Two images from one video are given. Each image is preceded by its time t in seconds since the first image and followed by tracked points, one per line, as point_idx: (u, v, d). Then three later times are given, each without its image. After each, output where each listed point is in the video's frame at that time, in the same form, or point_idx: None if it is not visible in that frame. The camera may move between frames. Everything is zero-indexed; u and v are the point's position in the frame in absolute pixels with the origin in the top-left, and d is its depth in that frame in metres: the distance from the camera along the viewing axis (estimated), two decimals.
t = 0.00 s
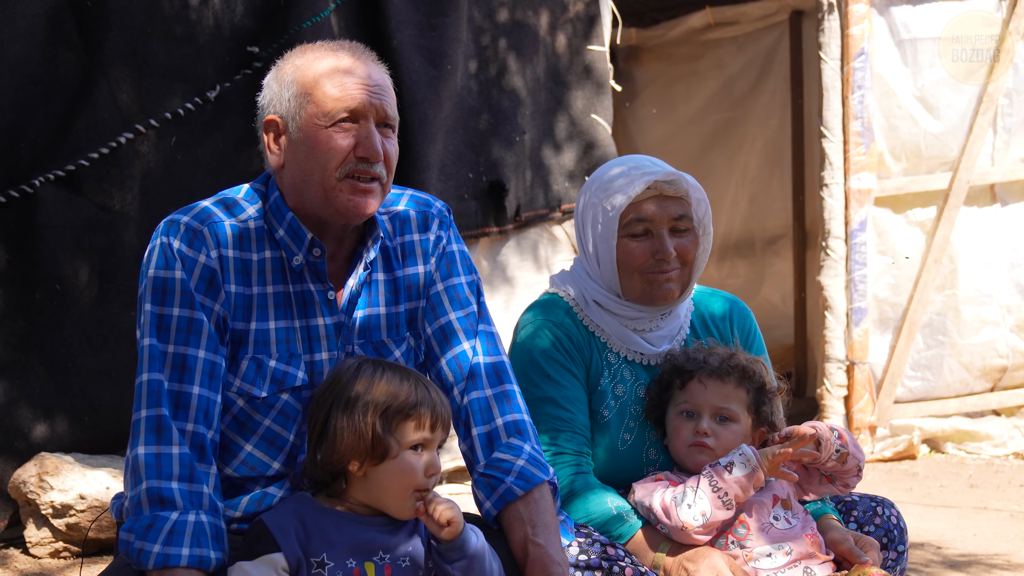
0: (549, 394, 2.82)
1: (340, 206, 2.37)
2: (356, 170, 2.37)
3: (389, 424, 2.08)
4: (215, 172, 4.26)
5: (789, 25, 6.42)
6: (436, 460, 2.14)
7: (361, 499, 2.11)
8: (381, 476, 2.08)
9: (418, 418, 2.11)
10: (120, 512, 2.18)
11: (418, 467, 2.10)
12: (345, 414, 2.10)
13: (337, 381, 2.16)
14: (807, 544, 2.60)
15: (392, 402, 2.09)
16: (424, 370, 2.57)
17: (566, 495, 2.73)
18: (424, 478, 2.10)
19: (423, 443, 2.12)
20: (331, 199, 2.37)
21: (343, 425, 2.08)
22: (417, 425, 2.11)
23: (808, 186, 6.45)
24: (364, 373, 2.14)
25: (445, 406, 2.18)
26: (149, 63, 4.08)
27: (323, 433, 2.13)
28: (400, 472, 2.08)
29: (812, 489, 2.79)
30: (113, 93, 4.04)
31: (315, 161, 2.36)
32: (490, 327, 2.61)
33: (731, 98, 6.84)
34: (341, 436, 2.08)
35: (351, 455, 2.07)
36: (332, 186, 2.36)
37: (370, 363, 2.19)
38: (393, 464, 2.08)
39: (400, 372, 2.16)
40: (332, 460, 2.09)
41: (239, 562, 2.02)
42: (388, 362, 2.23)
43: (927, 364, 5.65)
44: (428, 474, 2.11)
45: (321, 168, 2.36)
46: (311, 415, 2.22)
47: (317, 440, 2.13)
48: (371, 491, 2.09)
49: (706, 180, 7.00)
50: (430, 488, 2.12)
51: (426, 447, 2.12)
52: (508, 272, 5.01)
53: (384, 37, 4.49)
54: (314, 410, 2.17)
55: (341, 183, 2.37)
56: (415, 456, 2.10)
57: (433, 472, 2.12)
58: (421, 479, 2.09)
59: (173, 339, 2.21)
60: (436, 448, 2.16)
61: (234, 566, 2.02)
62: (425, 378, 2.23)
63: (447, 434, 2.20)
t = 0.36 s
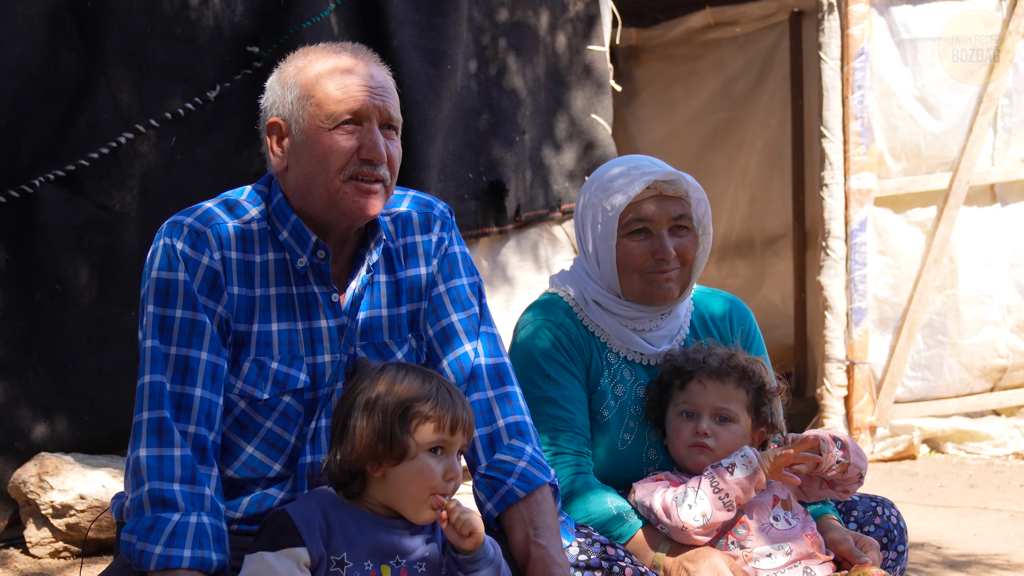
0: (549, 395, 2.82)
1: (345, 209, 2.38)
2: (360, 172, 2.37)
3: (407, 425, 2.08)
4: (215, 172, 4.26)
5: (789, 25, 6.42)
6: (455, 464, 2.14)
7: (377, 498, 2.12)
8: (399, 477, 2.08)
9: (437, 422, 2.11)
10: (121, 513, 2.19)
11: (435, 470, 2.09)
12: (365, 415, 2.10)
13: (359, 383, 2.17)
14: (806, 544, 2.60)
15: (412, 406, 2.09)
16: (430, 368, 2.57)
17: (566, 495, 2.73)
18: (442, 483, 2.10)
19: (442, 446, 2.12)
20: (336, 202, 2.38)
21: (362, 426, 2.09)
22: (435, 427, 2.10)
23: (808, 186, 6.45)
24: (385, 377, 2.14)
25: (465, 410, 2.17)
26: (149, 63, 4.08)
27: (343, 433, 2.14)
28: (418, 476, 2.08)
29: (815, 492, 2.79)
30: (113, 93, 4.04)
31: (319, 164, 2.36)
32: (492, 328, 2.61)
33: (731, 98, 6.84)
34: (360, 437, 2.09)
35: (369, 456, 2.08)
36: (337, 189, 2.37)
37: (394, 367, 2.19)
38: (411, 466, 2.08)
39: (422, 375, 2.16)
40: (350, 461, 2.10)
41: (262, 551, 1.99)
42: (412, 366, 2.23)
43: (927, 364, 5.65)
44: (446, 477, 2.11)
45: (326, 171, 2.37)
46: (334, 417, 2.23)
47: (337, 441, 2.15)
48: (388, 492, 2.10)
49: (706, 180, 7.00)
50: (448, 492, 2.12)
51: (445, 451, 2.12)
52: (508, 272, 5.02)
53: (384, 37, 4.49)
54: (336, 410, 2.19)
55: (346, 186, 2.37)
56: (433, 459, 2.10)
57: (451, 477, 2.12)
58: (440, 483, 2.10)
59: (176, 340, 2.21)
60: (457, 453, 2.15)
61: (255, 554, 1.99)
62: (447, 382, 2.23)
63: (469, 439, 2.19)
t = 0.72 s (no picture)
0: (550, 394, 2.82)
1: (349, 209, 2.38)
2: (363, 171, 2.37)
3: (408, 406, 2.10)
4: (215, 172, 4.26)
5: (789, 25, 6.43)
6: (461, 436, 2.17)
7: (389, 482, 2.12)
8: (412, 458, 2.09)
9: (438, 398, 2.13)
10: (121, 513, 2.18)
11: (446, 444, 2.12)
12: (365, 406, 2.11)
13: (351, 378, 2.18)
14: (812, 554, 2.60)
15: (411, 388, 2.11)
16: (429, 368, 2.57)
17: (566, 495, 2.73)
18: (454, 455, 2.13)
19: (446, 422, 2.14)
20: (340, 203, 2.38)
21: (365, 416, 2.10)
22: (435, 403, 2.13)
23: (808, 186, 6.45)
24: (378, 366, 2.16)
25: (457, 382, 2.21)
26: (149, 63, 4.08)
27: (345, 429, 2.14)
28: (431, 453, 2.10)
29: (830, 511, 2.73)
30: (113, 93, 4.03)
31: (321, 164, 2.36)
32: (491, 327, 2.61)
33: (731, 98, 6.84)
34: (366, 427, 2.10)
35: (380, 444, 2.09)
36: (340, 189, 2.36)
37: (383, 357, 2.21)
38: (422, 446, 2.10)
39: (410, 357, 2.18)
40: (360, 451, 2.10)
41: (300, 538, 1.99)
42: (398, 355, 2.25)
43: (927, 364, 5.65)
44: (457, 450, 2.14)
45: (328, 172, 2.37)
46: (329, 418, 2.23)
47: (341, 438, 2.14)
48: (403, 474, 2.10)
49: (707, 180, 7.00)
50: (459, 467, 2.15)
51: (450, 424, 2.15)
52: (508, 272, 5.02)
53: (384, 37, 4.49)
54: (332, 409, 2.18)
55: (350, 186, 2.37)
56: (440, 434, 2.12)
57: (461, 448, 2.15)
58: (452, 456, 2.12)
59: (175, 340, 2.21)
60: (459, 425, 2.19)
61: (292, 540, 2.00)
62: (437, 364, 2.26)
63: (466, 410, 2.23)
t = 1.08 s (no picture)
0: (549, 394, 2.83)
1: (346, 202, 2.37)
2: (360, 163, 2.37)
3: (434, 390, 2.11)
4: (215, 172, 4.26)
5: (789, 25, 6.43)
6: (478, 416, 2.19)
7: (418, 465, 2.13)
8: (442, 440, 2.11)
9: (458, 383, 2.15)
10: (121, 513, 2.18)
11: (471, 425, 2.14)
12: (390, 392, 2.11)
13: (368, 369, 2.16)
14: (816, 554, 2.59)
15: (431, 378, 2.12)
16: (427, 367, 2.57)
17: (566, 495, 2.73)
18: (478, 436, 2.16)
19: (467, 405, 2.16)
20: (337, 196, 2.37)
21: (391, 402, 2.10)
22: (459, 386, 2.14)
23: (808, 186, 6.45)
24: (396, 355, 2.15)
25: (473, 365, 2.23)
26: (149, 63, 4.08)
27: (368, 421, 2.13)
28: (460, 438, 2.12)
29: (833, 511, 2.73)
30: (113, 93, 4.04)
31: (318, 158, 2.36)
32: (488, 326, 2.61)
33: (731, 98, 6.84)
34: (392, 419, 2.10)
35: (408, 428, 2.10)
36: (337, 183, 2.36)
37: (397, 345, 2.20)
38: (450, 434, 2.11)
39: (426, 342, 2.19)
40: (389, 436, 2.10)
41: (354, 520, 1.99)
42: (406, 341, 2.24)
43: (927, 364, 5.65)
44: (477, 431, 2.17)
45: (326, 166, 2.37)
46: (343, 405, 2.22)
47: (364, 430, 2.14)
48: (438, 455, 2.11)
49: (707, 180, 7.00)
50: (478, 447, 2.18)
51: (471, 407, 2.17)
52: (508, 272, 5.03)
53: (384, 37, 4.49)
54: (348, 399, 2.17)
55: (346, 178, 2.36)
56: (466, 417, 2.14)
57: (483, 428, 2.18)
58: (476, 437, 2.15)
59: (173, 339, 2.21)
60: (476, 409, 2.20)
61: (347, 521, 1.99)
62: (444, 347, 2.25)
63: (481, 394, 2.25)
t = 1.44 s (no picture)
0: (548, 394, 2.83)
1: (345, 199, 2.37)
2: (359, 161, 2.37)
3: (441, 390, 2.08)
4: (215, 172, 4.26)
5: (789, 25, 6.43)
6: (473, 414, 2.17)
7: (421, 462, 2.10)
8: (441, 441, 2.07)
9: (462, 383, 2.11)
10: (122, 513, 2.18)
11: (467, 426, 2.11)
12: (396, 388, 2.06)
13: (371, 364, 2.10)
14: (815, 549, 2.59)
15: (437, 378, 2.07)
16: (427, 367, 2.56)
17: (566, 495, 2.73)
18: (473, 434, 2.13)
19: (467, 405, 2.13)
20: (336, 192, 2.37)
21: (397, 399, 2.05)
22: (464, 386, 2.12)
23: (808, 186, 6.45)
24: (400, 351, 2.09)
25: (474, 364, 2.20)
26: (149, 63, 4.08)
27: (369, 420, 2.08)
28: (460, 441, 2.09)
29: (832, 507, 2.73)
30: (113, 93, 4.04)
31: (318, 155, 2.36)
32: (489, 326, 2.61)
33: (731, 98, 6.84)
34: (397, 422, 2.05)
35: (412, 427, 2.06)
36: (336, 179, 2.36)
37: (398, 337, 2.13)
38: (450, 437, 2.08)
39: (431, 338, 2.15)
40: (393, 433, 2.06)
41: (387, 538, 1.98)
42: (404, 332, 2.17)
43: (927, 364, 5.65)
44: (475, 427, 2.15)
45: (325, 163, 2.36)
46: (338, 396, 2.15)
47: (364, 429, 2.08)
48: (437, 455, 2.08)
49: (706, 180, 7.00)
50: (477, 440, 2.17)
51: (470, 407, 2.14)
52: (508, 272, 5.03)
53: (385, 38, 4.49)
54: (349, 390, 2.10)
55: (345, 175, 2.36)
56: (467, 418, 2.12)
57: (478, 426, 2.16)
58: (472, 436, 2.13)
59: (174, 339, 2.21)
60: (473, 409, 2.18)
61: (381, 542, 1.98)
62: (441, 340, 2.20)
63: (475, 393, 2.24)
